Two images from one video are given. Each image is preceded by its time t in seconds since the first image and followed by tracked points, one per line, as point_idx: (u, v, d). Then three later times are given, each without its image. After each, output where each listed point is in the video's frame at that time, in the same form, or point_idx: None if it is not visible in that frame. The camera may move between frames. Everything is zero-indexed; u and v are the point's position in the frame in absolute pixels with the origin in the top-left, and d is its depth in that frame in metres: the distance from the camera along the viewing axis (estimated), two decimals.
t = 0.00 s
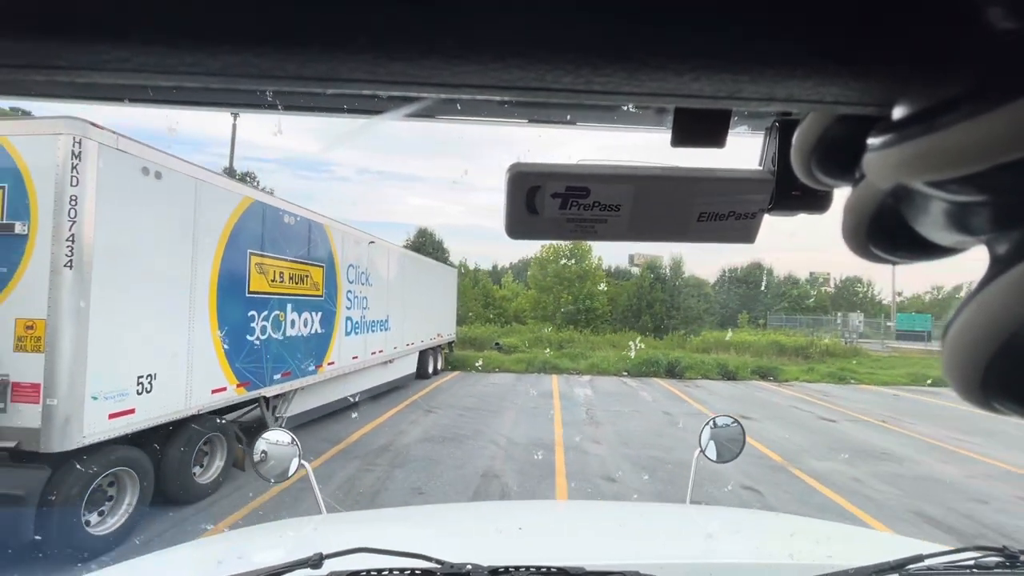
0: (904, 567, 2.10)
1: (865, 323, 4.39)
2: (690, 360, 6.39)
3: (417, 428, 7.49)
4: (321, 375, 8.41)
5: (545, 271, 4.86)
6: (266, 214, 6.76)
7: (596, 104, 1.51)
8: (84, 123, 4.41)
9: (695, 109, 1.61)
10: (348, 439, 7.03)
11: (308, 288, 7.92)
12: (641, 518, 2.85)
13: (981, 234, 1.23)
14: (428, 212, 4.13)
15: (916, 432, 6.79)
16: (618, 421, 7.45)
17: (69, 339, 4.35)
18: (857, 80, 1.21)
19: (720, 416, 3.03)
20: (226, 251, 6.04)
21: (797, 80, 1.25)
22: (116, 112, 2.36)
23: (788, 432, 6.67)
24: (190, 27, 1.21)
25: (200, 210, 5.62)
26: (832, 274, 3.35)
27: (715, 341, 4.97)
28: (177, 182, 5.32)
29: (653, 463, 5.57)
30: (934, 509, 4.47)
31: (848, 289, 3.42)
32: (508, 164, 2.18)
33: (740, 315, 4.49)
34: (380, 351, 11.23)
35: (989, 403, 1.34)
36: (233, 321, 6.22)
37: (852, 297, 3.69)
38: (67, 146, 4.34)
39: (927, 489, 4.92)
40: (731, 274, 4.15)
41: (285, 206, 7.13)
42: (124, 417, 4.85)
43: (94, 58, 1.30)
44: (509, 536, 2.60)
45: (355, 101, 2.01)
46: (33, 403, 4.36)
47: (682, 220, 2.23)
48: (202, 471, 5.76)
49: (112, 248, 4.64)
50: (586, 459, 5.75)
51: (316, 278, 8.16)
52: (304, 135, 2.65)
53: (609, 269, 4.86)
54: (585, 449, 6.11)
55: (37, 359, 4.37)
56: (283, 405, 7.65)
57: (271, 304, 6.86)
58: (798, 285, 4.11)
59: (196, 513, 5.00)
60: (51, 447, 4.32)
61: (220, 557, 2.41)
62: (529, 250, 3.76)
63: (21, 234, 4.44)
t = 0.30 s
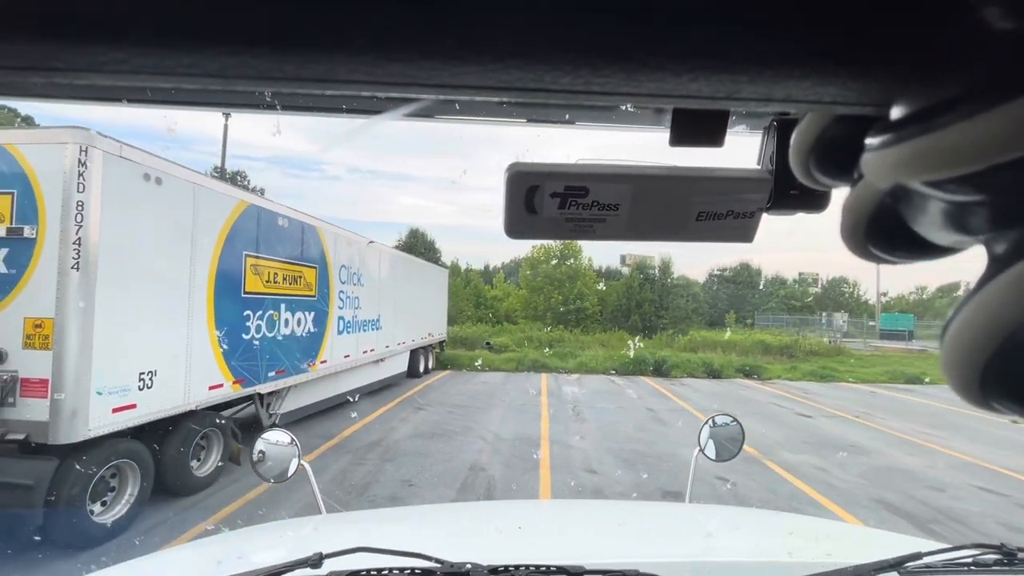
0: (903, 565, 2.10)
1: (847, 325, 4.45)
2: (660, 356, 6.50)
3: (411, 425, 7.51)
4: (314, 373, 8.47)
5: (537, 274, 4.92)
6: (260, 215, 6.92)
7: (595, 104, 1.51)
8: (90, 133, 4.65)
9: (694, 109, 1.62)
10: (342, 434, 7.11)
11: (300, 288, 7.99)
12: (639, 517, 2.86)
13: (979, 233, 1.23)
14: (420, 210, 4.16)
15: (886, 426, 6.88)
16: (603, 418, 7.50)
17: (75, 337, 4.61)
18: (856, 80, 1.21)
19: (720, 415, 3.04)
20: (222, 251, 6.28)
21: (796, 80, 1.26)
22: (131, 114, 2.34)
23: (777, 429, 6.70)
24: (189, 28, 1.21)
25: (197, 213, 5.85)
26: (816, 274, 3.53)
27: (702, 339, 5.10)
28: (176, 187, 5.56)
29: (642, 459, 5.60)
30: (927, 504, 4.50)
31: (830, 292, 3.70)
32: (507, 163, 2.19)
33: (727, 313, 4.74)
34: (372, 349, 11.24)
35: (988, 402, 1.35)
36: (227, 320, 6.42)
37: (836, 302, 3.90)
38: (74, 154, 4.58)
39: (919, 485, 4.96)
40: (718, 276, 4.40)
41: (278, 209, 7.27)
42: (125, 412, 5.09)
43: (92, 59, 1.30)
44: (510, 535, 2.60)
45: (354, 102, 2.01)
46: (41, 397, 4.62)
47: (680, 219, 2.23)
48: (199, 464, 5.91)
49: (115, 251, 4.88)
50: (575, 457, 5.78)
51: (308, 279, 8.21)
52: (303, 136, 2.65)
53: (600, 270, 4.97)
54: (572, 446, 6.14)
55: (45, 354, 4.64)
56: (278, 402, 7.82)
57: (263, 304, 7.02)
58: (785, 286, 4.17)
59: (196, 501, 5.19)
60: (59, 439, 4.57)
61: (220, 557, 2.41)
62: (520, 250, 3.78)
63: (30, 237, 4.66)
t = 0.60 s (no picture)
0: (903, 568, 2.09)
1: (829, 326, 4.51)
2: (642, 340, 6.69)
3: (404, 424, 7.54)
4: (305, 370, 8.49)
5: (525, 271, 4.98)
6: (253, 215, 6.94)
7: (596, 104, 1.51)
8: (90, 140, 4.69)
9: (696, 111, 1.61)
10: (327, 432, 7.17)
11: (291, 288, 8.01)
12: (638, 518, 2.86)
13: (981, 237, 1.23)
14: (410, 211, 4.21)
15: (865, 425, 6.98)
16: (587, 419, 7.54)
17: (76, 335, 4.64)
18: (858, 83, 1.21)
19: (720, 416, 3.03)
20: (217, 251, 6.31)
21: (797, 83, 1.25)
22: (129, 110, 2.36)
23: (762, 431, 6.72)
24: (193, 26, 1.21)
25: (192, 213, 5.87)
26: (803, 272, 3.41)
27: (693, 337, 5.43)
28: (173, 191, 5.59)
29: (628, 459, 5.62)
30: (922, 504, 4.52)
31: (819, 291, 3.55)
32: (508, 164, 2.18)
33: (714, 313, 4.97)
34: (362, 348, 11.26)
35: (989, 406, 1.34)
36: (220, 320, 6.44)
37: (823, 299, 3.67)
38: (75, 162, 4.62)
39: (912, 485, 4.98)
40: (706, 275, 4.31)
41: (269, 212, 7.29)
42: (124, 408, 5.10)
43: (94, 57, 1.30)
44: (510, 535, 2.60)
45: (356, 101, 2.02)
46: (43, 393, 4.64)
47: (682, 220, 2.23)
48: (194, 459, 5.96)
49: (114, 255, 4.92)
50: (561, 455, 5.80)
51: (298, 279, 8.23)
52: (304, 136, 2.65)
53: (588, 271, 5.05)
54: (558, 446, 6.18)
55: (46, 352, 4.65)
56: (267, 399, 7.85)
57: (256, 304, 7.05)
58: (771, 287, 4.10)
59: (190, 498, 5.20)
60: (61, 432, 4.60)
61: (220, 555, 2.41)
62: (512, 250, 3.81)
63: (32, 241, 4.68)
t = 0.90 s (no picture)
0: (902, 569, 2.09)
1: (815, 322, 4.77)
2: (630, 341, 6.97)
3: (397, 424, 7.61)
4: (294, 370, 8.51)
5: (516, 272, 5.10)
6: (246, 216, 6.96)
7: (596, 104, 1.51)
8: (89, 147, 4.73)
9: (696, 111, 1.62)
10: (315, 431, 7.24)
11: (282, 288, 8.03)
12: (636, 518, 2.86)
13: (981, 237, 1.23)
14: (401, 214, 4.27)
15: (849, 427, 7.10)
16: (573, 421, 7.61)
17: (75, 335, 4.67)
18: (858, 83, 1.21)
19: (720, 418, 3.03)
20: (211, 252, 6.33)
21: (798, 83, 1.25)
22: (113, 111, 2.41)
23: (746, 432, 6.77)
24: (195, 26, 1.21)
25: (187, 214, 5.90)
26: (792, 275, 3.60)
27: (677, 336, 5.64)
28: (170, 193, 5.62)
29: (613, 459, 5.67)
30: (913, 504, 4.57)
31: (802, 293, 3.84)
32: (507, 164, 2.18)
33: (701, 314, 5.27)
34: (351, 348, 11.25)
35: (990, 406, 1.34)
36: (213, 322, 6.46)
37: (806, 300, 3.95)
38: (75, 169, 4.65)
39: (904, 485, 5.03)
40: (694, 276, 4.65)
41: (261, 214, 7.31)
42: (120, 405, 5.13)
43: (94, 57, 1.30)
44: (508, 536, 2.61)
45: (356, 101, 2.02)
46: (44, 389, 4.66)
47: (682, 220, 2.23)
48: (186, 455, 6.04)
49: (113, 257, 4.95)
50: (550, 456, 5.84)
51: (289, 279, 8.25)
52: (305, 137, 2.66)
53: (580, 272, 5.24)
54: (545, 447, 6.23)
55: (47, 351, 4.66)
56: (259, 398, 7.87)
57: (247, 305, 7.08)
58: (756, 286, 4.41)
59: (184, 493, 5.25)
60: (60, 427, 4.60)
61: (219, 555, 2.41)
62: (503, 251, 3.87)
63: (33, 244, 4.71)
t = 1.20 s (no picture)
0: (902, 566, 2.09)
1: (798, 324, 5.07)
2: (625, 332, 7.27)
3: (387, 420, 7.69)
4: (286, 369, 8.64)
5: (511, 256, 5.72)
6: (237, 219, 7.19)
7: (594, 105, 1.51)
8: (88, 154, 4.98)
9: (694, 110, 1.62)
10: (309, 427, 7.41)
11: (274, 288, 8.22)
12: (636, 517, 2.86)
13: (977, 234, 1.23)
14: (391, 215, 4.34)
15: (835, 424, 7.19)
16: (559, 419, 7.68)
17: (76, 334, 4.92)
18: (855, 82, 1.21)
19: (719, 416, 3.05)
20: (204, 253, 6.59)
21: (797, 81, 1.25)
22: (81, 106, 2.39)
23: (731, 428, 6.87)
24: (194, 27, 1.20)
25: (180, 217, 6.16)
26: (779, 276, 4.09)
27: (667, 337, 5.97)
28: (164, 198, 5.88)
29: (598, 455, 5.75)
30: (901, 497, 4.63)
31: (787, 295, 4.39)
32: (505, 164, 2.18)
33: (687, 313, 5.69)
34: (342, 347, 11.30)
35: (990, 403, 1.34)
36: (206, 321, 6.70)
37: (790, 304, 4.52)
38: (76, 175, 4.92)
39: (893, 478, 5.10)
40: (684, 277, 5.27)
41: (253, 217, 7.54)
42: (119, 401, 5.39)
43: (91, 59, 1.30)
44: (509, 535, 2.61)
45: (354, 102, 2.03)
46: (45, 385, 4.92)
47: (681, 219, 2.23)
48: (182, 450, 6.30)
49: (110, 259, 5.20)
50: (539, 453, 5.89)
51: (280, 280, 8.42)
52: (304, 139, 2.67)
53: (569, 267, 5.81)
54: (534, 443, 6.30)
55: (49, 349, 4.90)
56: (251, 396, 7.99)
57: (239, 305, 7.31)
58: (744, 287, 4.93)
59: (180, 486, 5.52)
60: (63, 422, 4.88)
61: (219, 557, 2.41)
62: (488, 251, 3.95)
63: (34, 247, 4.94)
